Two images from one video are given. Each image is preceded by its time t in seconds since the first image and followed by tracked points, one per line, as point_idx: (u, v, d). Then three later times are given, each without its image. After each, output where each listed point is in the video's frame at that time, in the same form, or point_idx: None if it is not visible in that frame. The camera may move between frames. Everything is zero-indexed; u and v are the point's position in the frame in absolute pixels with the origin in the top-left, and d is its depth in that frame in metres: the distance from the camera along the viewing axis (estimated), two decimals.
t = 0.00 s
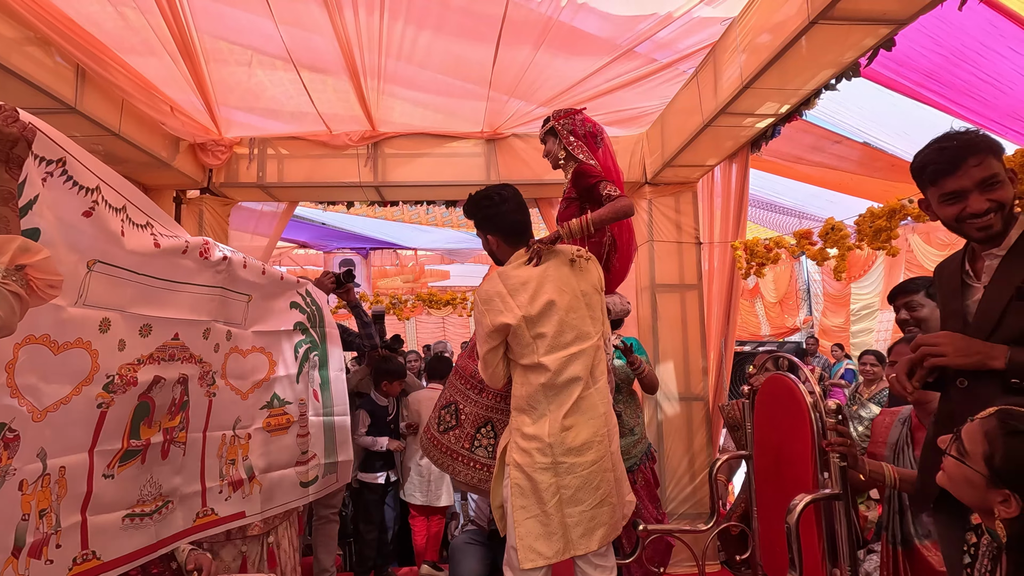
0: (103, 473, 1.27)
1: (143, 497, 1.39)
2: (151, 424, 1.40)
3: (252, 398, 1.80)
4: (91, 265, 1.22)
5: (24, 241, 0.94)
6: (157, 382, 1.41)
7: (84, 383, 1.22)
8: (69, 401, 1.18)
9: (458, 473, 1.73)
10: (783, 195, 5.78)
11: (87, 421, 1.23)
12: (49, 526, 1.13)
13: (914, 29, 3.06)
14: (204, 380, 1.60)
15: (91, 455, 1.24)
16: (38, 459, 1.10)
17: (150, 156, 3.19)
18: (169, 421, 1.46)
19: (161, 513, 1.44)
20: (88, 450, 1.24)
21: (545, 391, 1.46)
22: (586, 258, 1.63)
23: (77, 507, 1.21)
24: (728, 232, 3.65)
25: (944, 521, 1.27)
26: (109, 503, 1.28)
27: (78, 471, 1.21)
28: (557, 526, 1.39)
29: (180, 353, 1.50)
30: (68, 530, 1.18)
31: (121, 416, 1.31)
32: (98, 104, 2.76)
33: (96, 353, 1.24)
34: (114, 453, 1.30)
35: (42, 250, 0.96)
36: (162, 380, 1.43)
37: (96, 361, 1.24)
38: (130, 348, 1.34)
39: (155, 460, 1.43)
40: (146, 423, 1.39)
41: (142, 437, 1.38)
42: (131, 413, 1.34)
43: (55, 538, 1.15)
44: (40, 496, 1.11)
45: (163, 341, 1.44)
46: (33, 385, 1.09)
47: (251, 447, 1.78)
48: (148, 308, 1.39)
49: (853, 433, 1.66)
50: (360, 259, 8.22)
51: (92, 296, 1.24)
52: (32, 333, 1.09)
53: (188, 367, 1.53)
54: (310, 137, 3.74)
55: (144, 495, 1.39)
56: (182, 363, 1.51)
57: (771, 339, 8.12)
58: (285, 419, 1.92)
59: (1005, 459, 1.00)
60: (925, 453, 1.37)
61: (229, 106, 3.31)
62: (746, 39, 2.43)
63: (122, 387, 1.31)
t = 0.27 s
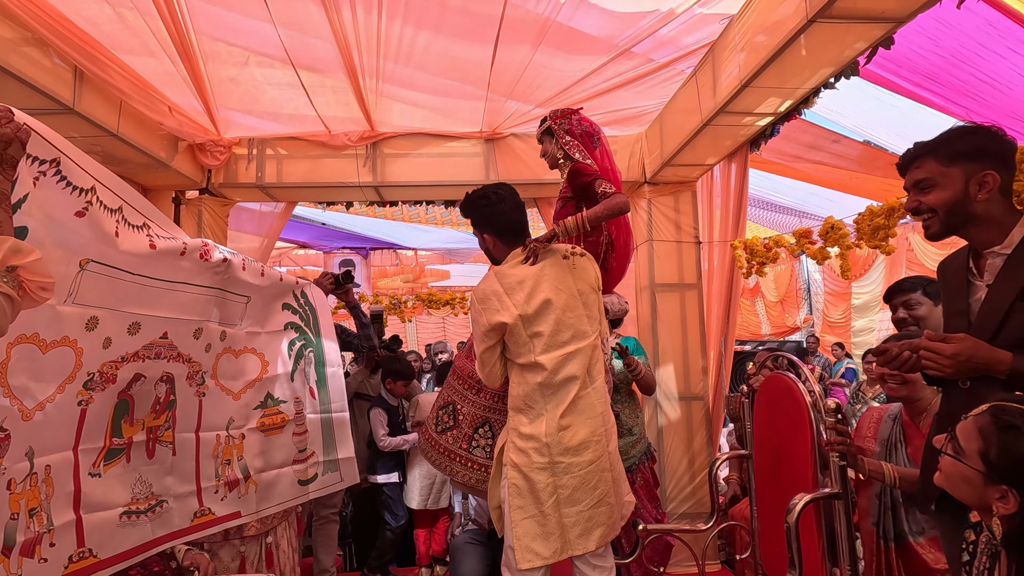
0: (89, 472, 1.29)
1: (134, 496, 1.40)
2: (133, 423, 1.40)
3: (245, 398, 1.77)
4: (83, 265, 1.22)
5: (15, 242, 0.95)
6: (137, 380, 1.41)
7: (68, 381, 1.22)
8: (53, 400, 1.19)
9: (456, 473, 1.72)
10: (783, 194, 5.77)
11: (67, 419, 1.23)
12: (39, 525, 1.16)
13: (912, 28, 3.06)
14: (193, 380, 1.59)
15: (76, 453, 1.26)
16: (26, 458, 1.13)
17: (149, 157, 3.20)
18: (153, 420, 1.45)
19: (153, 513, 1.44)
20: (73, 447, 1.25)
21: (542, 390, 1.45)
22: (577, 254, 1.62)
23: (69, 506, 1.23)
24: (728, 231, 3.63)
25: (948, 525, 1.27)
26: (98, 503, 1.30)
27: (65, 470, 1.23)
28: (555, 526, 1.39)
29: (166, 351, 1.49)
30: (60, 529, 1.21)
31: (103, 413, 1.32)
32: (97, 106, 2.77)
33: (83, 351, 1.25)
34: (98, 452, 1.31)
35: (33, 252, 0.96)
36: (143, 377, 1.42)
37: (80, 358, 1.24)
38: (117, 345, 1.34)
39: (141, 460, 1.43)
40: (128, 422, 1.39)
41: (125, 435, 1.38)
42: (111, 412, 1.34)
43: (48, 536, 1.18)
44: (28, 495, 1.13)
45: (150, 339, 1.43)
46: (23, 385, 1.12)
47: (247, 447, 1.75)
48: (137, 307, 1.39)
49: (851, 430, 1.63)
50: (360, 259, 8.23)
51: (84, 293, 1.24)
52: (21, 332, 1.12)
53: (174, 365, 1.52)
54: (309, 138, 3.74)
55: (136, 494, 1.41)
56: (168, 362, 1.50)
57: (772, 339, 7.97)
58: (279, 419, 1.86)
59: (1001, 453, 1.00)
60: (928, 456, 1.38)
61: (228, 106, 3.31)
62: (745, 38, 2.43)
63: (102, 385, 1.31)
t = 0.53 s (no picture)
0: (94, 469, 1.29)
1: (139, 495, 1.40)
2: (140, 421, 1.41)
3: (253, 399, 1.76)
4: (93, 264, 1.24)
5: (21, 242, 0.94)
6: (146, 379, 1.41)
7: (72, 376, 1.24)
8: (56, 395, 1.21)
9: (458, 473, 1.73)
10: (784, 193, 5.77)
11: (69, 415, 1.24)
12: (37, 520, 1.17)
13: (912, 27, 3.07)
14: (199, 380, 1.58)
15: (79, 450, 1.27)
16: (26, 452, 1.14)
17: (152, 157, 3.20)
18: (161, 419, 1.46)
19: (160, 512, 1.44)
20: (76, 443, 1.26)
21: (543, 388, 1.46)
22: (582, 255, 1.64)
23: (69, 501, 1.24)
24: (730, 230, 3.66)
25: (954, 524, 1.28)
26: (104, 500, 1.31)
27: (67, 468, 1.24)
28: (556, 525, 1.39)
29: (174, 351, 1.49)
30: (58, 525, 1.21)
31: (109, 411, 1.33)
32: (100, 106, 2.78)
33: (88, 348, 1.26)
34: (104, 449, 1.32)
35: (39, 253, 0.96)
36: (151, 376, 1.43)
37: (86, 356, 1.26)
38: (125, 343, 1.35)
39: (149, 460, 1.44)
40: (135, 420, 1.40)
41: (133, 434, 1.39)
42: (118, 410, 1.35)
43: (44, 531, 1.18)
44: (26, 490, 1.14)
45: (157, 338, 1.44)
46: (25, 380, 1.14)
47: (254, 447, 1.74)
48: (145, 305, 1.40)
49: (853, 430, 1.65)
50: (360, 259, 8.25)
51: (91, 292, 1.26)
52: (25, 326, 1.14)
53: (182, 365, 1.52)
54: (311, 137, 3.74)
55: (142, 493, 1.41)
56: (175, 361, 1.50)
57: (772, 335, 8.00)
58: (288, 420, 1.84)
59: (1004, 448, 1.01)
60: (931, 454, 1.39)
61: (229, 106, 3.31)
62: (747, 36, 2.43)
63: (110, 381, 1.32)
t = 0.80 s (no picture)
0: (97, 472, 1.28)
1: (144, 500, 1.39)
2: (152, 425, 1.42)
3: (251, 406, 1.78)
4: (105, 268, 1.24)
5: (28, 243, 0.93)
6: (154, 382, 1.42)
7: (84, 380, 1.22)
8: (74, 399, 1.20)
9: (460, 473, 1.74)
10: (784, 193, 5.77)
11: (81, 420, 1.22)
12: (63, 526, 1.16)
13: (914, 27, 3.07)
14: (210, 385, 1.61)
15: (88, 453, 1.25)
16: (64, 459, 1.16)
17: (155, 159, 3.21)
18: (174, 423, 1.47)
19: (161, 517, 1.44)
20: (87, 447, 1.24)
21: (545, 390, 1.46)
22: (589, 262, 1.64)
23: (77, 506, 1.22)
24: (732, 229, 3.68)
25: (956, 525, 1.28)
26: (104, 506, 1.29)
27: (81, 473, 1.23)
28: (558, 524, 1.40)
29: (185, 355, 1.51)
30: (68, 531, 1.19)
31: (116, 415, 1.31)
32: (104, 108, 2.79)
33: (94, 351, 1.24)
34: (110, 452, 1.31)
35: (45, 254, 0.95)
36: (161, 380, 1.44)
37: (93, 359, 1.24)
38: (131, 345, 1.34)
39: (157, 462, 1.44)
40: (145, 425, 1.40)
41: (142, 438, 1.39)
42: (125, 413, 1.34)
43: (62, 536, 1.16)
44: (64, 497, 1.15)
45: (167, 342, 1.45)
46: (53, 387, 1.14)
47: (250, 455, 1.76)
48: (154, 309, 1.40)
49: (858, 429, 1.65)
50: (362, 259, 8.26)
51: (100, 296, 1.24)
52: (44, 334, 1.12)
53: (194, 369, 1.54)
54: (312, 139, 3.74)
55: (146, 497, 1.39)
56: (186, 366, 1.52)
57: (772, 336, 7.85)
58: (283, 428, 1.88)
59: (1007, 447, 1.01)
60: (931, 454, 1.39)
61: (232, 108, 3.32)
62: (748, 37, 2.44)
63: (115, 385, 1.31)
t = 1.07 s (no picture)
0: (101, 474, 1.30)
1: (146, 501, 1.43)
2: (154, 426, 1.45)
3: (247, 407, 1.77)
4: (100, 267, 1.23)
5: (32, 247, 0.93)
6: (154, 383, 1.44)
7: (91, 383, 1.24)
8: (81, 403, 1.21)
9: (463, 473, 1.74)
10: (785, 193, 5.78)
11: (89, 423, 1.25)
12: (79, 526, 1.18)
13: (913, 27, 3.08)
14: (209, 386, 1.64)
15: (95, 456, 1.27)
16: (71, 463, 1.17)
17: (157, 160, 3.22)
18: (176, 424, 1.51)
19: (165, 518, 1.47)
20: (94, 449, 1.27)
21: (549, 390, 1.47)
22: (592, 263, 1.63)
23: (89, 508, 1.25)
24: (733, 228, 3.72)
25: (956, 523, 1.29)
26: (108, 506, 1.33)
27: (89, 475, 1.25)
28: (562, 524, 1.41)
29: (184, 355, 1.53)
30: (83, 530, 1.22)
31: (118, 416, 1.34)
32: (107, 110, 2.79)
33: (100, 354, 1.26)
34: (112, 454, 1.33)
35: (49, 258, 0.95)
36: (159, 380, 1.46)
37: (100, 362, 1.26)
38: (132, 347, 1.36)
39: (161, 462, 1.48)
40: (147, 425, 1.43)
41: (145, 439, 1.43)
42: (126, 414, 1.37)
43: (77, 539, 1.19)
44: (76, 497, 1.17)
45: (163, 342, 1.46)
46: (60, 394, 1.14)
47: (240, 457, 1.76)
48: (152, 309, 1.41)
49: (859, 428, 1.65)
50: (363, 260, 8.27)
51: (101, 298, 1.25)
52: (53, 339, 1.12)
53: (194, 369, 1.57)
54: (314, 139, 3.75)
55: (150, 498, 1.44)
56: (187, 365, 1.54)
57: (772, 335, 7.78)
58: (275, 434, 1.82)
59: (1008, 446, 1.02)
60: (931, 453, 1.40)
61: (233, 109, 3.33)
62: (749, 37, 2.44)
63: (118, 387, 1.33)
